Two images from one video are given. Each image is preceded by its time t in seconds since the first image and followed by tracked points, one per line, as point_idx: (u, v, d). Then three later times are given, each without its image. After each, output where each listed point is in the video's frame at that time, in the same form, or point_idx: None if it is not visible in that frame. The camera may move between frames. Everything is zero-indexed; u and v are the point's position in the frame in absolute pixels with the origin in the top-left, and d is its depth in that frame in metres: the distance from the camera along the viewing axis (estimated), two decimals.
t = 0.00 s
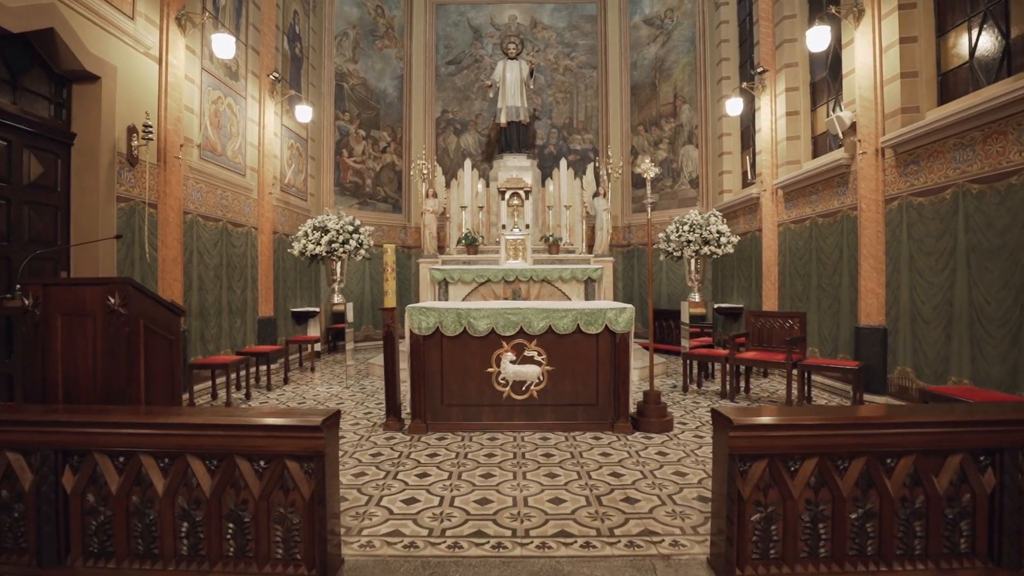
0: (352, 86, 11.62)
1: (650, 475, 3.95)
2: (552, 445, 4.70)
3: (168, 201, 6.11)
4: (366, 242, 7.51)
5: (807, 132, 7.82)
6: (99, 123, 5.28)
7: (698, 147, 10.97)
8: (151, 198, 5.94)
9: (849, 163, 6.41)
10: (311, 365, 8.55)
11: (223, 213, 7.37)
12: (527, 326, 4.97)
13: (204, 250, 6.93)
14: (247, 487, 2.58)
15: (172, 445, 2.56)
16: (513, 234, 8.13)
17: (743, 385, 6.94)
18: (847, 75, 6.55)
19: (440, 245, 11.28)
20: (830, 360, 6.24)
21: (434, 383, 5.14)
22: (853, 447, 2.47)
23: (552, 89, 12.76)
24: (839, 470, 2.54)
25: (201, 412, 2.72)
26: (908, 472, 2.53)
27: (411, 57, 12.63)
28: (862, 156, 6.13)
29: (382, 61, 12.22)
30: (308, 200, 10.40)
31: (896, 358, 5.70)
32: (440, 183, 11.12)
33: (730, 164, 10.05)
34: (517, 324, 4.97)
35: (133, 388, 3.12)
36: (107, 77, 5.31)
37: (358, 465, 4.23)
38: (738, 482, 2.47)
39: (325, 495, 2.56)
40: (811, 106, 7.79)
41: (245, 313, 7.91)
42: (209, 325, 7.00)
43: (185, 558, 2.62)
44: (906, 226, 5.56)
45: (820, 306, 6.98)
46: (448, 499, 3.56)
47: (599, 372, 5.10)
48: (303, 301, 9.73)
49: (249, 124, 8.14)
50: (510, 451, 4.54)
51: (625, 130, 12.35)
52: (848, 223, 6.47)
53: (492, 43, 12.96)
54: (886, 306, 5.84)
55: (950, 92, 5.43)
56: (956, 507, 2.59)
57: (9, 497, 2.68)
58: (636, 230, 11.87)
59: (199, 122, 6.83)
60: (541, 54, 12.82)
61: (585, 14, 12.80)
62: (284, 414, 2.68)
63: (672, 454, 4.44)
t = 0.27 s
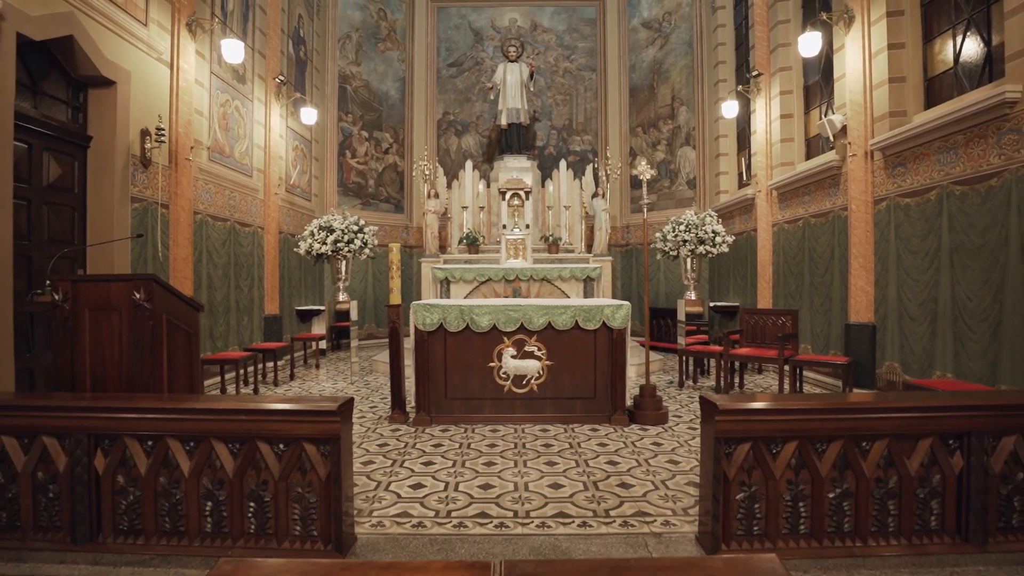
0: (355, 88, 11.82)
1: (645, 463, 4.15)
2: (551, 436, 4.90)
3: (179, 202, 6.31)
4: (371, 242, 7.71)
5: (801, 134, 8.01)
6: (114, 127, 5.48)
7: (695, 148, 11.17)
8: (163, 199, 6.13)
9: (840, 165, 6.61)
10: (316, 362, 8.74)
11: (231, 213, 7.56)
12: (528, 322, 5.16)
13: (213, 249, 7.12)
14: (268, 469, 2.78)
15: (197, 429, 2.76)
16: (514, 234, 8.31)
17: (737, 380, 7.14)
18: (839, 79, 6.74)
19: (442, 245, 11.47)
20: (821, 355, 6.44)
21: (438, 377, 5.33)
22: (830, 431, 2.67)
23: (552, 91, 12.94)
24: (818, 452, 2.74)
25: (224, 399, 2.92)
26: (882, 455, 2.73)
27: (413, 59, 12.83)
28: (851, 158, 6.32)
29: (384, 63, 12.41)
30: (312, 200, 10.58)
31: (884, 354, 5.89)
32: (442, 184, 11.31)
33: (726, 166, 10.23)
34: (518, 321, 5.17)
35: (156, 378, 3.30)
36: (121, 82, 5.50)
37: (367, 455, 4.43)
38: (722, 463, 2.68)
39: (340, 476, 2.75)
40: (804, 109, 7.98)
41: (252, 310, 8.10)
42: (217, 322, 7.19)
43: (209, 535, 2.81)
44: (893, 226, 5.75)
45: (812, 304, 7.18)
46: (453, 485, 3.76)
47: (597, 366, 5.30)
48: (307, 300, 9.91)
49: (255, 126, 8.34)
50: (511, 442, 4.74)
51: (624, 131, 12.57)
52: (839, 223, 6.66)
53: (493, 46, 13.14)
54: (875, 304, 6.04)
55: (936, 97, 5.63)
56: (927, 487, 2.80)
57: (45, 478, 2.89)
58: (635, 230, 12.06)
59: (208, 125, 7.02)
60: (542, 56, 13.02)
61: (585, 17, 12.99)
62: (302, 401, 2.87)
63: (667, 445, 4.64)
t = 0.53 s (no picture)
0: (359, 91, 12.03)
1: (641, 451, 4.37)
2: (552, 427, 5.12)
3: (191, 203, 6.53)
4: (376, 241, 7.94)
5: (794, 137, 8.23)
6: (131, 131, 5.69)
7: (692, 149, 11.38)
8: (177, 200, 6.35)
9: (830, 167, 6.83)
10: (322, 359, 8.96)
11: (241, 214, 7.78)
12: (529, 318, 5.38)
13: (223, 248, 7.33)
14: (289, 451, 2.99)
15: (224, 415, 2.98)
16: (515, 234, 8.51)
17: (731, 376, 7.35)
18: (829, 84, 6.96)
19: (444, 245, 11.68)
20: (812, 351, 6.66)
21: (442, 371, 5.55)
22: (810, 415, 2.89)
23: (552, 94, 13.16)
24: (799, 436, 2.96)
25: (248, 387, 3.14)
26: (858, 438, 2.95)
27: (416, 63, 13.07)
28: (841, 160, 6.54)
29: (387, 66, 12.63)
30: (317, 201, 10.79)
31: (873, 350, 6.11)
32: (444, 185, 11.51)
33: (723, 167, 10.44)
34: (519, 317, 5.39)
35: (180, 369, 3.52)
36: (138, 88, 5.71)
37: (376, 444, 4.65)
38: (710, 444, 2.90)
39: (356, 457, 2.97)
40: (798, 112, 8.20)
41: (260, 308, 8.32)
42: (227, 319, 7.40)
43: (234, 513, 3.02)
44: (881, 226, 5.97)
45: (805, 302, 7.39)
46: (459, 470, 3.98)
47: (595, 361, 5.51)
48: (312, 298, 10.13)
49: (263, 129, 8.56)
50: (513, 432, 4.96)
51: (623, 133, 12.79)
52: (829, 223, 6.89)
53: (494, 49, 13.36)
54: (863, 301, 6.26)
55: (922, 102, 5.86)
56: (900, 468, 3.02)
57: (81, 461, 3.12)
58: (634, 230, 12.28)
59: (219, 128, 7.24)
60: (542, 60, 13.25)
61: (584, 20, 13.21)
62: (321, 389, 3.09)
63: (662, 435, 4.86)
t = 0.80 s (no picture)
0: (362, 93, 12.25)
1: (636, 441, 4.58)
2: (551, 419, 5.33)
3: (202, 204, 6.74)
4: (380, 241, 8.15)
5: (787, 139, 8.44)
6: (145, 134, 5.90)
7: (689, 151, 11.59)
8: (188, 201, 6.56)
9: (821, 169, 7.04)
10: (327, 356, 9.16)
11: (248, 214, 7.98)
12: (529, 315, 5.59)
13: (232, 248, 7.54)
14: (305, 436, 3.20)
15: (244, 402, 3.19)
16: (515, 234, 8.72)
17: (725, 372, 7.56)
18: (821, 88, 7.17)
19: (446, 245, 11.88)
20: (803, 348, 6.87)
21: (446, 366, 5.76)
22: (792, 403, 3.10)
23: (551, 96, 13.37)
24: (781, 422, 3.17)
25: (266, 377, 3.35)
26: (836, 424, 3.17)
27: (418, 65, 13.27)
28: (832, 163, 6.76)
29: (390, 69, 12.84)
30: (321, 201, 10.99)
31: (861, 346, 6.33)
32: (446, 186, 11.70)
33: (719, 168, 10.65)
34: (520, 314, 5.59)
35: (201, 360, 3.73)
36: (152, 93, 5.92)
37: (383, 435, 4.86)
38: (698, 430, 3.11)
39: (368, 442, 3.18)
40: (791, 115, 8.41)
41: (266, 307, 8.52)
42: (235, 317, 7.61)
43: (254, 495, 3.23)
44: (869, 226, 6.18)
45: (797, 300, 7.60)
46: (463, 459, 4.19)
47: (593, 356, 5.72)
48: (316, 297, 10.33)
49: (270, 132, 8.77)
50: (514, 424, 5.17)
51: (621, 135, 13.00)
52: (821, 223, 7.10)
53: (494, 52, 13.56)
54: (853, 299, 6.47)
55: (908, 107, 6.07)
56: (876, 453, 3.24)
57: (109, 446, 3.33)
58: (632, 230, 12.48)
59: (228, 131, 7.44)
60: (541, 62, 13.45)
61: (583, 24, 13.42)
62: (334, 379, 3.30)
63: (657, 426, 5.07)
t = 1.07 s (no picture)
0: (364, 94, 12.44)
1: (631, 431, 4.78)
2: (550, 411, 5.52)
3: (210, 203, 6.92)
4: (383, 240, 8.34)
5: (781, 140, 8.63)
6: (156, 136, 6.09)
7: (687, 151, 11.78)
8: (198, 200, 6.74)
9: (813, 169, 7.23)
10: (331, 352, 9.34)
11: (254, 214, 8.17)
12: (528, 310, 5.78)
13: (239, 247, 7.72)
14: (316, 422, 3.39)
15: (259, 390, 3.38)
16: (515, 233, 8.89)
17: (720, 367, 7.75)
18: (812, 91, 7.37)
19: (447, 244, 12.07)
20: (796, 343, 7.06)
21: (448, 360, 5.95)
22: (775, 390, 3.29)
23: (551, 97, 13.55)
24: (766, 408, 3.37)
25: (279, 366, 3.54)
26: (818, 410, 3.36)
27: (419, 67, 13.46)
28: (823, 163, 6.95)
29: (391, 71, 13.03)
30: (324, 201, 11.18)
31: (851, 341, 6.51)
32: (447, 186, 11.87)
33: (716, 168, 10.83)
34: (520, 309, 5.79)
35: (217, 352, 3.91)
36: (164, 96, 6.11)
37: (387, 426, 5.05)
38: (688, 416, 3.30)
39: (376, 428, 3.36)
40: (785, 116, 8.60)
41: (272, 304, 8.71)
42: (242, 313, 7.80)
43: (269, 477, 3.41)
44: (858, 225, 6.37)
45: (790, 297, 7.79)
46: (465, 447, 4.38)
47: (590, 351, 5.91)
48: (320, 295, 10.52)
49: (275, 133, 8.96)
50: (514, 416, 5.36)
51: (620, 135, 13.19)
52: (812, 222, 7.28)
53: (495, 53, 13.74)
54: (843, 295, 6.66)
55: (896, 109, 6.26)
56: (857, 438, 3.43)
57: (131, 432, 3.52)
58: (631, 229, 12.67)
59: (235, 132, 7.63)
60: (541, 64, 13.64)
61: (582, 26, 13.60)
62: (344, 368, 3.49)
63: (651, 418, 5.26)
